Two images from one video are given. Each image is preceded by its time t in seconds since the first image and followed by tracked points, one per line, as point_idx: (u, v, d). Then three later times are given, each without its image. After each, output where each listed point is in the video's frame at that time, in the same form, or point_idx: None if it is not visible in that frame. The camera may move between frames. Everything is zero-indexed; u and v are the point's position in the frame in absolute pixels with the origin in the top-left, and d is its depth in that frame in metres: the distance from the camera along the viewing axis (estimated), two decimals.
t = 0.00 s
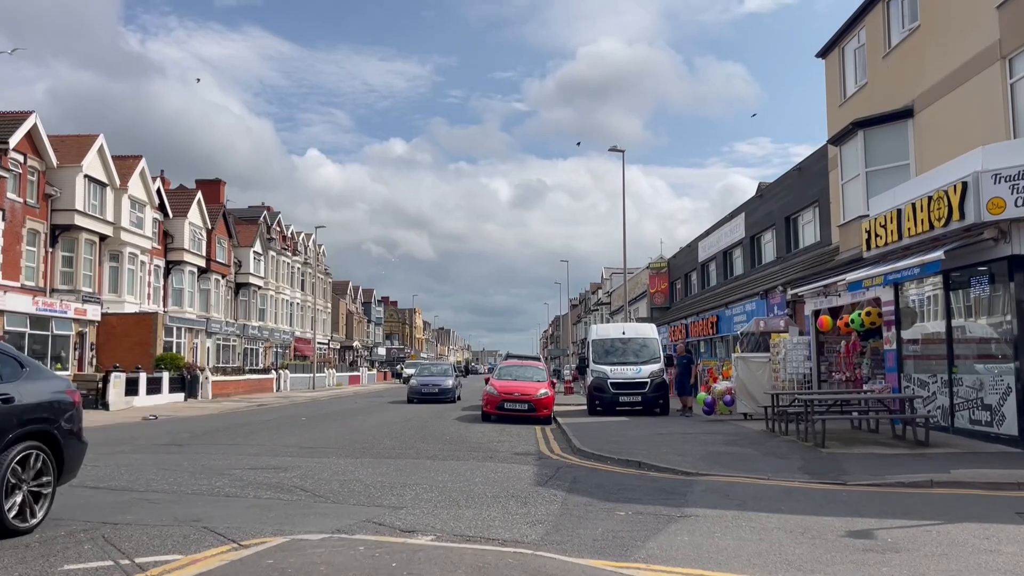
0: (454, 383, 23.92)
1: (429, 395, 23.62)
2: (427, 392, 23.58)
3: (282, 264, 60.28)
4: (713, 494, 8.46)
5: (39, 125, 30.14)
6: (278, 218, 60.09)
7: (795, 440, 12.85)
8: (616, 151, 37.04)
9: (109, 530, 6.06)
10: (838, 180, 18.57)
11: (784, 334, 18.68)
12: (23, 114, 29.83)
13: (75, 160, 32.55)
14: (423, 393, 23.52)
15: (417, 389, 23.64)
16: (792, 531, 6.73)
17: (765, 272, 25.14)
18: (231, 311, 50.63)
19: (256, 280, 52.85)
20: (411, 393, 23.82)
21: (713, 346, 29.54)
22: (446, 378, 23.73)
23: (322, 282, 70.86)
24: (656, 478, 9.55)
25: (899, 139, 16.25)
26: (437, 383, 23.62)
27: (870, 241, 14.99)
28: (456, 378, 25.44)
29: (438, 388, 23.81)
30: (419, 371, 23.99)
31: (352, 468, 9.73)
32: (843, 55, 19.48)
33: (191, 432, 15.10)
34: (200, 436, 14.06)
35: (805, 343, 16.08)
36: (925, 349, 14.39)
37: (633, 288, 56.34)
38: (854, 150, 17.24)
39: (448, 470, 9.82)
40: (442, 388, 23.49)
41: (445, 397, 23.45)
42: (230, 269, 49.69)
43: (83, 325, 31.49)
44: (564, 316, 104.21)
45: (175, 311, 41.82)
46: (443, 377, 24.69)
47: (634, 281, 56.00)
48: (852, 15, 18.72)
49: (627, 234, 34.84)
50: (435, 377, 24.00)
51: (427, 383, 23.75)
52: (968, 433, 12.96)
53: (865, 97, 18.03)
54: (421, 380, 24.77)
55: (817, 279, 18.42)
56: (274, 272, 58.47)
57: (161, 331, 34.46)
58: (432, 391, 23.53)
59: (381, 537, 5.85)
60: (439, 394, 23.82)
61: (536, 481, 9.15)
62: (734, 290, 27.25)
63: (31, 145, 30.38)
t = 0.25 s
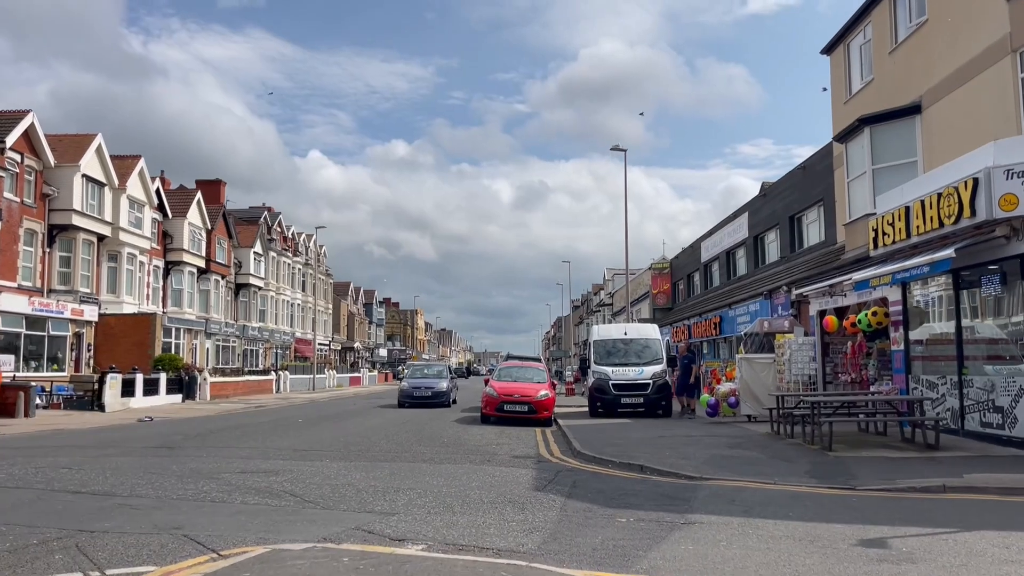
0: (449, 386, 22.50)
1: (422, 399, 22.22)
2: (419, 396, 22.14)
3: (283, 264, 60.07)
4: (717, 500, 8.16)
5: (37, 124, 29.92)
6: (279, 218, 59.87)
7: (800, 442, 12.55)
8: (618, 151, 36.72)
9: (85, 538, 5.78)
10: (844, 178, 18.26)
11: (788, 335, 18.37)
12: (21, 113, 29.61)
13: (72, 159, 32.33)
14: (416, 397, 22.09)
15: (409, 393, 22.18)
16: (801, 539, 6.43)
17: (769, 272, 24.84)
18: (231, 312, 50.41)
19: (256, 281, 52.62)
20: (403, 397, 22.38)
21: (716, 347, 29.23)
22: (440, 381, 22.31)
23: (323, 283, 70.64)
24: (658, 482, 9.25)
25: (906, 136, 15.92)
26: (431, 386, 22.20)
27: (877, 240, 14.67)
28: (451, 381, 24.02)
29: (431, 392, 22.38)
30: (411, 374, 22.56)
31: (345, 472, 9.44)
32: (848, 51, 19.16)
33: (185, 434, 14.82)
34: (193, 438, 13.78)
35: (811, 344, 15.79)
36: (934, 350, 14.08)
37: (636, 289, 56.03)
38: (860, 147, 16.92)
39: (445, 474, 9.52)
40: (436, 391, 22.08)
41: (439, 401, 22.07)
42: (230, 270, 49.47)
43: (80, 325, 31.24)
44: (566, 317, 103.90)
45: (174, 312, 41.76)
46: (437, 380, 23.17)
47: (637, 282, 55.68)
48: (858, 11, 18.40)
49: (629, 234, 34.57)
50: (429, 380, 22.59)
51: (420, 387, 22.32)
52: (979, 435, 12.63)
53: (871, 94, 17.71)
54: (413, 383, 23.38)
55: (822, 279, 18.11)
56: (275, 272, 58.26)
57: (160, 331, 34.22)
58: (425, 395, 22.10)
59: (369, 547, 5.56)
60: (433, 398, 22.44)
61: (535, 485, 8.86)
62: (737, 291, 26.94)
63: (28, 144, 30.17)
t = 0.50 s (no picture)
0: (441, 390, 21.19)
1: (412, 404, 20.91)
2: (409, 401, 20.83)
3: (283, 266, 59.87)
4: (719, 507, 7.88)
5: (33, 124, 29.72)
6: (279, 219, 59.68)
7: (805, 446, 12.26)
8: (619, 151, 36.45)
9: (56, 549, 5.52)
10: (848, 177, 17.96)
11: (792, 336, 18.09)
12: (17, 113, 29.40)
13: (69, 160, 32.12)
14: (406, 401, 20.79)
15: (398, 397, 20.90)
16: (806, 549, 6.15)
17: (771, 273, 24.55)
18: (230, 313, 50.22)
19: (256, 282, 52.42)
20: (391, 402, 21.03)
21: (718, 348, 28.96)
22: (431, 384, 21.00)
23: (323, 284, 70.43)
24: (658, 488, 8.96)
25: (911, 134, 15.65)
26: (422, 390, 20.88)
27: (883, 239, 14.38)
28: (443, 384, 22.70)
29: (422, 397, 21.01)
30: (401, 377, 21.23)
31: (336, 478, 9.17)
32: (853, 48, 18.88)
33: (177, 438, 14.54)
34: (184, 441, 13.51)
35: (815, 346, 15.50)
36: (940, 352, 13.78)
37: (637, 290, 55.77)
38: (865, 145, 16.63)
39: (440, 479, 9.26)
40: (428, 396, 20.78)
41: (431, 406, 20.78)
42: (229, 271, 49.26)
43: (76, 327, 31.01)
44: (567, 319, 103.64)
45: (172, 313, 41.59)
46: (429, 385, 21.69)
47: (638, 283, 55.40)
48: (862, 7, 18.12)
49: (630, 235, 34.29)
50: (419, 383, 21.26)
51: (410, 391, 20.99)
52: (988, 439, 12.34)
53: (876, 92, 17.42)
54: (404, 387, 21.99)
55: (826, 280, 17.82)
56: (275, 274, 58.06)
57: (158, 333, 34.08)
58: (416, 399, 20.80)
59: (352, 559, 5.30)
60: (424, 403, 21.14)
61: (531, 491, 8.58)
62: (739, 292, 26.65)
63: (25, 144, 29.96)
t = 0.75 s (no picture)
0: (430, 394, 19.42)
1: (398, 409, 19.15)
2: (395, 405, 19.09)
3: (282, 267, 59.60)
4: (723, 516, 7.55)
5: (28, 123, 29.46)
6: (278, 220, 59.41)
7: (811, 449, 11.93)
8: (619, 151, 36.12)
9: (21, 562, 5.22)
10: (852, 175, 17.62)
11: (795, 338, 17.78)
12: (12, 112, 29.14)
13: (66, 159, 31.86)
14: (391, 406, 19.05)
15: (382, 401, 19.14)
16: (816, 562, 5.82)
17: (774, 273, 24.22)
18: (229, 314, 49.96)
19: (255, 283, 52.16)
20: (375, 407, 19.30)
21: (719, 349, 28.65)
22: (419, 388, 19.24)
23: (323, 286, 70.17)
24: (660, 495, 8.62)
25: (917, 131, 15.31)
26: (409, 395, 19.12)
27: (890, 238, 14.05)
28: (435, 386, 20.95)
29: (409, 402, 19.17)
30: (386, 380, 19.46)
31: (325, 484, 8.84)
32: (857, 45, 18.56)
33: (168, 441, 14.22)
34: (174, 445, 13.19)
35: (820, 347, 15.19)
36: (949, 353, 13.46)
37: (638, 292, 55.51)
38: (870, 143, 16.30)
39: (433, 485, 8.94)
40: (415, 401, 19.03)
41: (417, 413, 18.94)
42: (228, 272, 48.99)
43: (72, 328, 30.74)
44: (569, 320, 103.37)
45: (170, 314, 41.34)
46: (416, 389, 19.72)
47: (639, 284, 55.12)
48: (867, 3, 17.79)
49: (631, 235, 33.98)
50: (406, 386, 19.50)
51: (396, 394, 19.23)
52: (999, 443, 12.01)
53: (881, 89, 17.09)
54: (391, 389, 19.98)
55: (830, 280, 17.50)
56: (274, 275, 57.80)
57: (154, 335, 33.85)
58: (402, 404, 19.03)
59: (334, 574, 5.00)
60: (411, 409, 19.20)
61: (527, 499, 8.26)
62: (741, 293, 26.34)
63: (20, 144, 29.69)
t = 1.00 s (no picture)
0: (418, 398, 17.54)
1: (383, 414, 17.24)
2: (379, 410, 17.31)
3: (282, 268, 59.37)
4: (726, 521, 7.27)
5: (24, 122, 29.25)
6: (278, 221, 59.24)
7: (815, 452, 11.66)
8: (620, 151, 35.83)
9: None
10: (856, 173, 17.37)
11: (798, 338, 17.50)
12: (8, 111, 28.93)
13: (62, 159, 31.65)
14: (375, 411, 17.15)
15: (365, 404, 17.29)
16: (823, 570, 5.55)
17: (776, 273, 23.98)
18: (228, 315, 49.74)
19: (254, 284, 51.94)
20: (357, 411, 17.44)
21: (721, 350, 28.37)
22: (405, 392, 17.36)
23: (323, 287, 69.91)
24: (660, 499, 8.35)
25: (922, 127, 15.04)
26: (394, 399, 17.24)
27: (895, 236, 13.77)
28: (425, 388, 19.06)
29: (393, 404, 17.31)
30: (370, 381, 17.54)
31: (315, 487, 8.58)
32: (861, 41, 18.30)
33: (158, 444, 13.93)
34: (164, 447, 12.91)
35: (823, 348, 14.93)
36: (954, 354, 13.21)
37: (639, 293, 55.30)
38: (874, 140, 16.04)
39: (426, 489, 8.66)
40: (402, 405, 17.16)
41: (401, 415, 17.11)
42: (227, 273, 48.75)
43: (67, 329, 30.50)
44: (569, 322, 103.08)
45: (168, 315, 41.14)
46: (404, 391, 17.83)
47: (640, 285, 54.82)
48: None
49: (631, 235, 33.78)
50: (392, 389, 17.62)
51: (380, 398, 17.34)
52: (1008, 445, 11.71)
53: (885, 86, 16.83)
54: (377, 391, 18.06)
55: (833, 279, 17.25)
56: (273, 276, 57.57)
57: (151, 336, 33.65)
58: (387, 409, 17.16)
59: None
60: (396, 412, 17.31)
61: (523, 503, 7.98)
62: (743, 293, 26.07)
63: (16, 143, 29.47)
